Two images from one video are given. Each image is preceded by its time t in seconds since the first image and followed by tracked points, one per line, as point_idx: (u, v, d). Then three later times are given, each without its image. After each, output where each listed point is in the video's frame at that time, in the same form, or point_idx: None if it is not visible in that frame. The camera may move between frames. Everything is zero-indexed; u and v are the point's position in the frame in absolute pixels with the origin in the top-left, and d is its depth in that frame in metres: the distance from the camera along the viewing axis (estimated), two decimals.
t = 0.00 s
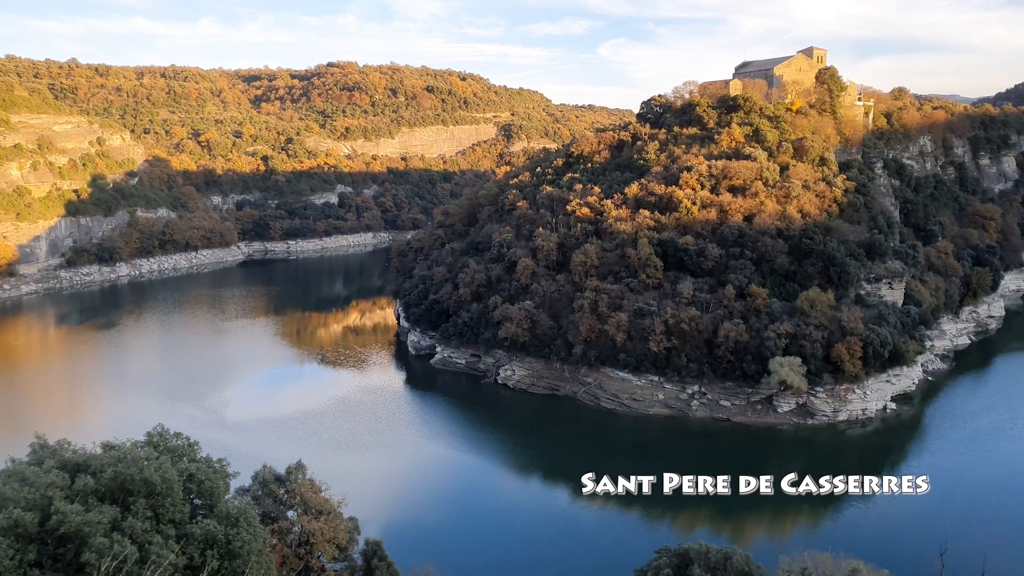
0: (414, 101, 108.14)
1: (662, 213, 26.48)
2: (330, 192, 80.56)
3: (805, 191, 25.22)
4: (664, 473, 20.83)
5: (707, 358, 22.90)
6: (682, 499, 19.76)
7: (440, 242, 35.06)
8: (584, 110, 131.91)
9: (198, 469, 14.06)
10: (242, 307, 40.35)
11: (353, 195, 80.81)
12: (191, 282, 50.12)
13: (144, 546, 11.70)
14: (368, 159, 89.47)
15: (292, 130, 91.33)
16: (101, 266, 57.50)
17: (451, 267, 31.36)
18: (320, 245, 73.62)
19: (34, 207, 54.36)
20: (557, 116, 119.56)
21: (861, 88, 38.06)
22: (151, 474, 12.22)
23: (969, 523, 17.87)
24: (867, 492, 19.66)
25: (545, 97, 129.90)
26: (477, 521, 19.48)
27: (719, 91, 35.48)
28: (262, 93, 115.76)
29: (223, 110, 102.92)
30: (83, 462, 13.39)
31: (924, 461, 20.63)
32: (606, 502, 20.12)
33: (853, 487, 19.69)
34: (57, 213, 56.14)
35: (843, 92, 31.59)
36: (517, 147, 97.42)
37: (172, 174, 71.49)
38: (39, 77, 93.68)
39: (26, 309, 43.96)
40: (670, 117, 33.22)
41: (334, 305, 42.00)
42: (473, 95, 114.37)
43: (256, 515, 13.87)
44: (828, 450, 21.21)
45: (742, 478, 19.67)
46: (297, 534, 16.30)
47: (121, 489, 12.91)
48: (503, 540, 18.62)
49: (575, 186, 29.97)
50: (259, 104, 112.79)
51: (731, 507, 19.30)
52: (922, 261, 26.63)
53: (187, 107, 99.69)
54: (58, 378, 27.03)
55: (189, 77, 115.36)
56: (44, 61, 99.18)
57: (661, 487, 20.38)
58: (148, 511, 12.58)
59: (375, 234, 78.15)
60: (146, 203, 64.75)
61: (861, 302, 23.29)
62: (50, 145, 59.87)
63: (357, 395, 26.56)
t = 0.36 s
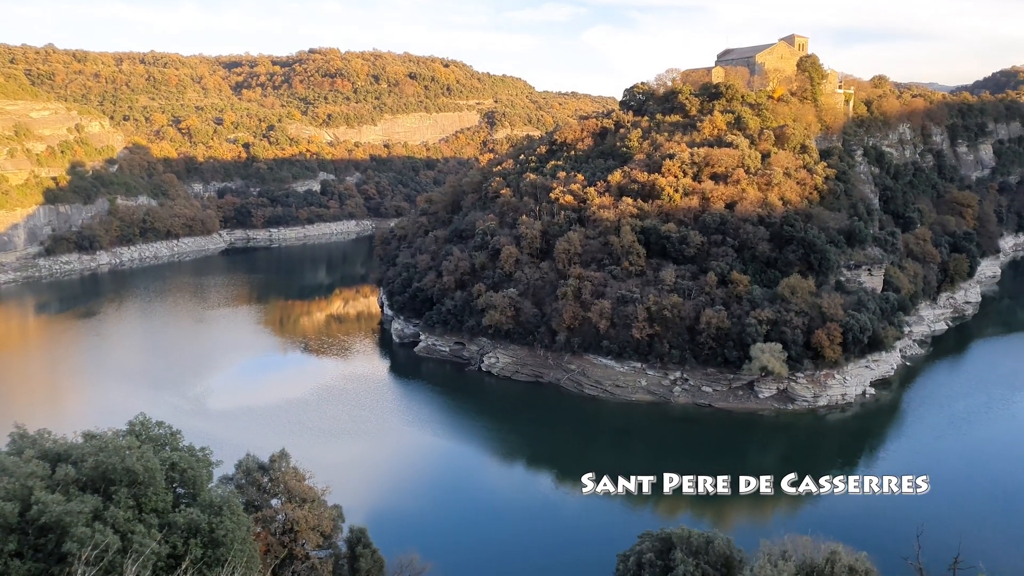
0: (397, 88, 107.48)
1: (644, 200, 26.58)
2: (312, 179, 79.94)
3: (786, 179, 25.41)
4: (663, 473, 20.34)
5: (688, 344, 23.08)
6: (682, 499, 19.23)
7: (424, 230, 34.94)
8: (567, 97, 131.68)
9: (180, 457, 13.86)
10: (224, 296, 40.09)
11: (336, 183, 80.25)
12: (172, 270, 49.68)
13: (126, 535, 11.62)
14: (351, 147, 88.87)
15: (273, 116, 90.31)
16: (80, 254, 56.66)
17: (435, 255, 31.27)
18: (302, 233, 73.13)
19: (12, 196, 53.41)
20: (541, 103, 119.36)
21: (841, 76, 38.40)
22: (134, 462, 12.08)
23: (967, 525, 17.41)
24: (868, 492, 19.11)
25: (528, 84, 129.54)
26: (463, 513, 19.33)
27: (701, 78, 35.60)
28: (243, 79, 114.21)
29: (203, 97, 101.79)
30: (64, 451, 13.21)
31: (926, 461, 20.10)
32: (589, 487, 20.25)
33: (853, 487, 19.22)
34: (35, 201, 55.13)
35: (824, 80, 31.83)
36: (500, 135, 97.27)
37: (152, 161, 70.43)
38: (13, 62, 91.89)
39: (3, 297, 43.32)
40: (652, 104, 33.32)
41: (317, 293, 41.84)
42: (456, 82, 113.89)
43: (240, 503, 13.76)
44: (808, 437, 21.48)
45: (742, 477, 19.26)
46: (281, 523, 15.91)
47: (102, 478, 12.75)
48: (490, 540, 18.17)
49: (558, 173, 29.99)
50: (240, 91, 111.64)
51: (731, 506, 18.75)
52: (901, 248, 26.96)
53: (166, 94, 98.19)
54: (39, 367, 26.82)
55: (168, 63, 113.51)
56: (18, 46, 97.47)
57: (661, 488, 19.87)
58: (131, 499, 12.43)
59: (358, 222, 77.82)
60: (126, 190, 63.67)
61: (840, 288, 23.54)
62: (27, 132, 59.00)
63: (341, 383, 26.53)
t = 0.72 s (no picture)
0: (378, 76, 106.68)
1: (626, 189, 26.67)
2: (293, 167, 79.19)
3: (766, 168, 25.67)
4: (664, 473, 19.93)
5: (669, 333, 23.24)
6: (682, 497, 18.77)
7: (406, 220, 34.81)
8: (548, 85, 131.69)
9: (161, 447, 13.62)
10: (205, 286, 39.78)
11: (317, 172, 79.59)
12: (151, 260, 49.15)
13: (106, 526, 11.43)
14: (332, 135, 88.17)
15: (253, 105, 89.30)
16: (58, 244, 55.60)
17: (417, 244, 31.16)
18: (282, 222, 72.04)
19: None
20: (523, 92, 119.15)
21: (821, 67, 38.77)
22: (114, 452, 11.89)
23: (968, 528, 17.02)
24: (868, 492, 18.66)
25: (510, 72, 129.22)
26: (451, 508, 19.13)
27: (681, 68, 35.78)
28: (222, 67, 112.73)
29: (182, 84, 100.43)
30: (42, 443, 13.01)
31: (925, 460, 19.67)
32: (571, 475, 20.41)
33: (853, 487, 18.81)
34: (10, 189, 54.69)
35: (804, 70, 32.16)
36: (483, 124, 97.06)
37: (131, 150, 69.28)
38: None
39: None
40: (634, 94, 33.47)
41: (298, 283, 41.65)
42: (438, 71, 113.30)
43: (222, 493, 13.58)
44: (786, 424, 21.75)
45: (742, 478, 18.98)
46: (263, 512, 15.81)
47: (81, 469, 12.54)
48: (478, 539, 17.82)
49: (540, 163, 30.01)
50: (219, 79, 110.31)
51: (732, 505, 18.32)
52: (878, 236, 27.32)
53: (144, 82, 96.74)
54: (16, 358, 26.53)
55: (146, 50, 111.67)
56: None
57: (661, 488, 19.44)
58: (111, 490, 12.23)
59: (339, 211, 76.73)
60: (104, 179, 62.53)
61: (818, 277, 23.80)
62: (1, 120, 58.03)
63: (322, 373, 26.51)
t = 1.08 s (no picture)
0: (357, 68, 105.92)
1: (605, 181, 26.76)
2: (271, 159, 78.39)
3: (744, 160, 25.91)
4: (663, 473, 19.60)
5: (648, 324, 23.42)
6: (683, 497, 18.42)
7: (386, 212, 34.63)
8: (527, 77, 131.77)
9: (137, 441, 13.46)
10: (183, 278, 39.36)
11: (296, 163, 78.92)
12: (127, 252, 48.44)
13: (81, 522, 11.26)
14: (311, 126, 87.44)
15: (231, 96, 88.10)
16: (32, 236, 54.60)
17: (397, 236, 31.03)
18: (261, 215, 71.47)
19: None
20: (503, 83, 119.21)
21: (799, 60, 39.11)
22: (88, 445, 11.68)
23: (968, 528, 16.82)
24: (868, 492, 18.38)
25: (489, 64, 129.00)
26: (436, 503, 18.98)
27: (661, 61, 35.98)
28: (200, 57, 111.01)
29: (158, 75, 98.83)
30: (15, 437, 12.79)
31: (925, 459, 19.42)
32: (551, 466, 20.47)
33: (853, 487, 18.52)
34: None
35: (781, 63, 32.49)
36: (462, 116, 97.02)
37: (106, 141, 67.83)
38: None
39: None
40: (613, 86, 33.69)
41: (277, 276, 41.36)
42: (417, 62, 112.87)
43: (200, 487, 13.39)
44: (764, 414, 21.98)
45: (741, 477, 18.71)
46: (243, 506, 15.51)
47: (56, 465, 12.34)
48: (463, 535, 17.64)
49: (520, 155, 30.05)
50: (196, 69, 108.80)
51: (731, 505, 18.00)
52: (854, 228, 27.73)
53: (120, 72, 94.95)
54: None
55: (122, 40, 109.54)
56: None
57: (661, 487, 19.10)
58: (86, 485, 12.03)
59: (319, 203, 76.51)
60: (78, 170, 61.18)
61: (795, 268, 24.07)
62: None
63: (302, 365, 26.38)
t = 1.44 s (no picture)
0: (335, 62, 105.15)
1: (583, 178, 26.84)
2: (248, 155, 77.53)
3: (720, 157, 26.12)
4: (663, 473, 19.37)
5: (626, 319, 23.52)
6: (684, 497, 18.16)
7: (364, 207, 34.43)
8: (505, 72, 131.77)
9: (111, 439, 13.08)
10: (157, 275, 38.84)
11: (272, 158, 78.15)
12: (100, 248, 47.59)
13: (52, 521, 11.00)
14: (288, 121, 86.64)
15: (207, 90, 86.88)
16: (2, 233, 53.38)
17: (375, 232, 30.87)
18: (237, 210, 70.99)
19: None
20: (482, 79, 119.27)
21: (774, 58, 39.45)
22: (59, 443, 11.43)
23: (960, 524, 16.83)
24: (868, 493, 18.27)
25: (467, 59, 128.76)
26: (417, 499, 18.92)
27: (640, 57, 36.17)
28: (175, 52, 109.24)
29: (133, 70, 97.09)
30: None
31: (924, 459, 19.34)
32: (530, 462, 20.49)
33: (853, 487, 18.38)
34: None
35: (756, 61, 32.83)
36: (441, 112, 96.92)
37: (79, 135, 66.21)
38: None
39: None
40: (591, 83, 33.86)
41: (254, 272, 41.02)
42: (396, 57, 112.43)
43: (175, 486, 13.13)
44: (740, 409, 22.17)
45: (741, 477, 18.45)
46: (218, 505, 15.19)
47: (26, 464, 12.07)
48: (443, 530, 17.63)
49: (499, 151, 30.07)
50: (172, 64, 107.14)
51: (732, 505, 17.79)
52: (828, 224, 28.09)
53: (94, 66, 93.10)
54: None
55: (95, 33, 107.20)
56: None
57: (661, 488, 18.88)
58: (57, 484, 11.76)
59: (296, 198, 76.18)
60: (50, 165, 59.69)
61: (770, 264, 24.32)
62: None
63: (279, 363, 26.19)
